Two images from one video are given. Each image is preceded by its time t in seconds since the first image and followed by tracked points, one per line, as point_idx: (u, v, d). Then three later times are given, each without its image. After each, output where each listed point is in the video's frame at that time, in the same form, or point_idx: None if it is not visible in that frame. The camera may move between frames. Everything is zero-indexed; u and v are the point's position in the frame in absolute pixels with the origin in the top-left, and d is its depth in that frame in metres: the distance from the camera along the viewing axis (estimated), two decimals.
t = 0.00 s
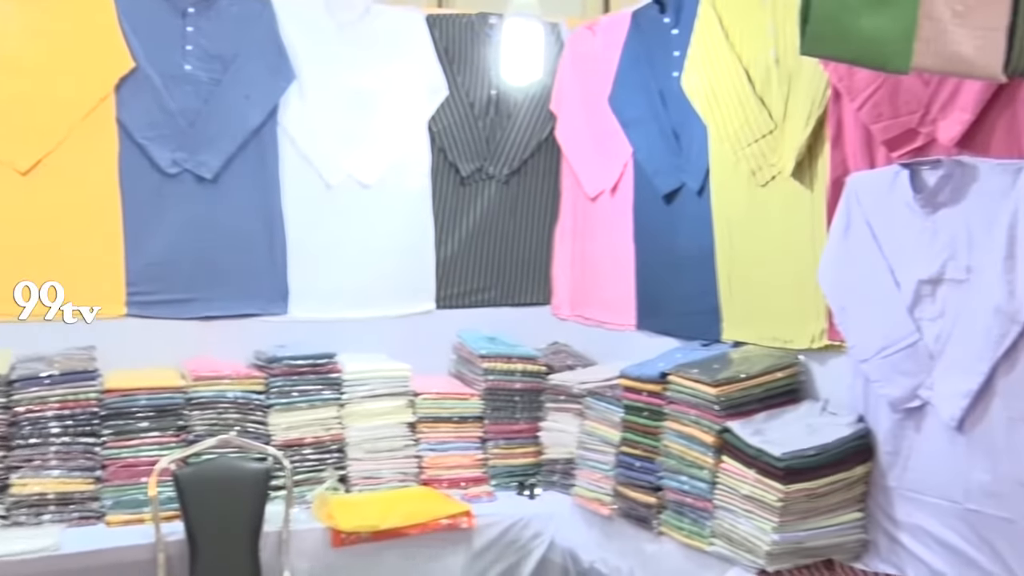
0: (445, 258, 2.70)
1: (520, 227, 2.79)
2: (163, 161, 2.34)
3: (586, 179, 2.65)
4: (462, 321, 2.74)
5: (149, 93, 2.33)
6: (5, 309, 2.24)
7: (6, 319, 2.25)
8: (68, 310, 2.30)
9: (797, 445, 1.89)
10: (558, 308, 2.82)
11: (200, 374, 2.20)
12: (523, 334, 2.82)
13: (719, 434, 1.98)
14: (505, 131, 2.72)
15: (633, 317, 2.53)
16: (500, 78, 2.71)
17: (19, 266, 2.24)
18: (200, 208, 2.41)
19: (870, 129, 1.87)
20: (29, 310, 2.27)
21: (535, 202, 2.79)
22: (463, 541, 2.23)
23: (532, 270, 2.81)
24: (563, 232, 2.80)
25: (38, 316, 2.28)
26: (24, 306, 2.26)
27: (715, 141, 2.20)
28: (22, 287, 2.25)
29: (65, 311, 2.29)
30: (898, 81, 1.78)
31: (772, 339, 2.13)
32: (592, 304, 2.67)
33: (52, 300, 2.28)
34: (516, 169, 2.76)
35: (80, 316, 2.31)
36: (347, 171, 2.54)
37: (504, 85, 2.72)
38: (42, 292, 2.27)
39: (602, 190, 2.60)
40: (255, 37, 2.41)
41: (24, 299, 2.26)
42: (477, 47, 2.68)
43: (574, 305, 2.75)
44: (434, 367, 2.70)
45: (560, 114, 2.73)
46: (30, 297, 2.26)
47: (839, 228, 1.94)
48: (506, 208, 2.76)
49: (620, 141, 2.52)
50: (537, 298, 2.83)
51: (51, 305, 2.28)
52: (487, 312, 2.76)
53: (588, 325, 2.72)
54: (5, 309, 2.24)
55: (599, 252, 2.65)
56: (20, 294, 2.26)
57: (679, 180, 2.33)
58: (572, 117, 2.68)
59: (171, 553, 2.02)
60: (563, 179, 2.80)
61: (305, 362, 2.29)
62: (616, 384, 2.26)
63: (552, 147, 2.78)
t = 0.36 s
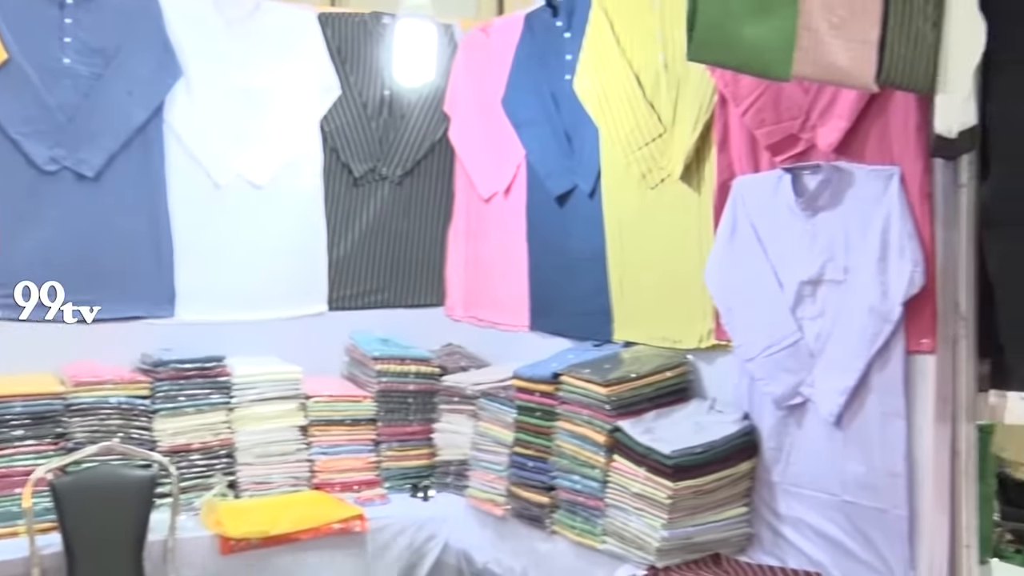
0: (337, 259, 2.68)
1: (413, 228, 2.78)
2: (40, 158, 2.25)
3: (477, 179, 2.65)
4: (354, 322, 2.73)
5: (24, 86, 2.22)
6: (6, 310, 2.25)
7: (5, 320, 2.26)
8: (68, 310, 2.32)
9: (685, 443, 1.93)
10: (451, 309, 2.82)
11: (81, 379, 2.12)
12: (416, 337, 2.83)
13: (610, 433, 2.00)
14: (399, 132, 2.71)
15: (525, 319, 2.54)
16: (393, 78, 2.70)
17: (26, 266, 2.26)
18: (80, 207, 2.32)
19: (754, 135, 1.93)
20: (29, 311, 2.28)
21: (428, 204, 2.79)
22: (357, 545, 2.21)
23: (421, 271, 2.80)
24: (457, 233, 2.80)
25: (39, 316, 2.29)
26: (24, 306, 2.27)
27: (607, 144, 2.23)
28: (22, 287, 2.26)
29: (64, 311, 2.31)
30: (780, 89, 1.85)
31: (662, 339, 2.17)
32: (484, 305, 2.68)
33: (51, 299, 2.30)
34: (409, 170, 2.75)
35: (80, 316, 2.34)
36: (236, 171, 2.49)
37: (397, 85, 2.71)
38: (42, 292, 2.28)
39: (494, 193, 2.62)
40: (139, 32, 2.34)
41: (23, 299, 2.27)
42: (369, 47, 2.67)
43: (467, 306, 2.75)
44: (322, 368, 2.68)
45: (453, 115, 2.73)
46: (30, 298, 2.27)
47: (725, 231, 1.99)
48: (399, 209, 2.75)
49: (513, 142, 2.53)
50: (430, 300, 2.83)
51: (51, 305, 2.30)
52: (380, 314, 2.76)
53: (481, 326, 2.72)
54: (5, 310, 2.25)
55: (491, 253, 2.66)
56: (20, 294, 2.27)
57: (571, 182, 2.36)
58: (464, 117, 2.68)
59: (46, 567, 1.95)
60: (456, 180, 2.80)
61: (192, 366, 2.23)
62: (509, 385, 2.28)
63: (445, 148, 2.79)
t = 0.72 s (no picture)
0: (237, 259, 2.62)
1: (315, 228, 2.75)
2: None
3: (380, 180, 2.64)
4: (254, 323, 2.68)
5: None
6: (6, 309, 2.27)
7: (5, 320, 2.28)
8: (68, 309, 2.36)
9: (588, 442, 1.94)
10: (355, 310, 2.81)
11: None
12: (318, 338, 2.80)
13: (513, 433, 2.02)
14: (299, 130, 2.68)
15: (429, 319, 2.54)
16: (294, 76, 2.67)
17: (23, 266, 2.29)
18: None
19: (654, 138, 1.97)
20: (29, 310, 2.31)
21: (330, 203, 2.77)
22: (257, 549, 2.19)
23: (325, 271, 2.80)
24: (360, 234, 2.78)
25: (39, 315, 2.33)
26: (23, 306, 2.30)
27: (510, 145, 2.24)
28: (22, 287, 2.29)
29: (65, 311, 2.36)
30: (679, 93, 1.89)
31: (564, 339, 2.19)
32: (388, 306, 2.67)
33: (51, 300, 2.34)
34: (310, 169, 2.72)
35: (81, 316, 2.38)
36: (130, 168, 2.43)
37: (298, 83, 2.68)
38: (42, 292, 2.32)
39: (397, 193, 2.60)
40: (26, 22, 2.25)
41: (23, 299, 2.30)
42: (269, 44, 2.62)
43: (371, 307, 2.74)
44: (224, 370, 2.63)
45: (355, 114, 2.71)
46: (29, 298, 2.30)
47: (626, 232, 2.01)
48: (300, 209, 2.72)
49: (416, 142, 2.52)
50: (332, 301, 2.82)
51: (51, 305, 2.34)
52: (281, 315, 2.72)
53: (384, 327, 2.71)
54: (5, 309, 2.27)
55: (394, 252, 2.65)
56: (20, 294, 2.29)
57: (474, 183, 2.35)
58: (367, 117, 2.67)
59: None
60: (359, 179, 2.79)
61: (84, 370, 2.16)
62: (412, 386, 2.27)
63: (347, 147, 2.77)
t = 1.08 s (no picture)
0: (188, 260, 2.60)
1: (268, 228, 2.73)
2: None
3: (334, 180, 2.63)
4: (206, 324, 2.65)
5: None
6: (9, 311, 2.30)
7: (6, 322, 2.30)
8: (68, 310, 2.40)
9: (543, 443, 1.95)
10: (309, 311, 2.80)
11: None
12: (271, 340, 2.78)
13: (469, 434, 2.01)
14: (252, 130, 2.65)
15: (384, 320, 2.53)
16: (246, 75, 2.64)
17: (25, 266, 2.33)
18: None
19: (609, 139, 1.98)
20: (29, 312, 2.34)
21: (283, 203, 2.74)
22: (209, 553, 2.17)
23: (276, 271, 2.77)
24: (314, 234, 2.76)
25: (39, 315, 2.35)
26: (23, 306, 2.32)
27: (463, 147, 2.23)
28: (22, 288, 2.32)
29: (65, 312, 2.39)
30: (633, 94, 1.90)
31: (519, 340, 2.19)
32: (342, 307, 2.66)
33: (51, 300, 2.37)
34: (264, 169, 2.69)
35: (81, 317, 2.43)
36: (78, 167, 2.39)
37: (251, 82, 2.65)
38: (43, 293, 2.35)
39: (352, 193, 2.59)
40: None
41: (24, 299, 2.33)
42: (221, 42, 2.59)
43: (325, 308, 2.73)
44: (176, 373, 2.60)
45: (308, 113, 2.69)
46: (28, 299, 2.33)
47: (580, 231, 2.02)
48: (253, 210, 2.69)
49: (370, 142, 2.51)
50: (285, 302, 2.79)
51: (51, 305, 2.37)
52: (233, 317, 2.70)
53: (337, 328, 2.71)
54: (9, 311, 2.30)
55: (349, 253, 2.63)
56: (21, 294, 2.32)
57: (428, 183, 2.35)
58: (320, 116, 2.65)
59: None
60: (313, 179, 2.77)
61: (30, 373, 2.12)
62: (367, 388, 2.27)
63: (300, 146, 2.75)
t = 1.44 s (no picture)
0: (116, 261, 2.55)
1: (197, 228, 2.69)
2: None
3: (267, 181, 2.60)
4: (135, 326, 2.60)
5: None
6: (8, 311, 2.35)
7: (7, 321, 2.35)
8: (66, 309, 2.46)
9: (477, 444, 1.94)
10: (241, 313, 2.76)
11: None
12: (201, 342, 2.74)
13: (402, 435, 2.01)
14: (182, 129, 2.62)
15: (318, 322, 2.51)
16: (176, 73, 2.61)
17: None
18: None
19: (543, 140, 1.98)
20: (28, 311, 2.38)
21: (215, 203, 2.71)
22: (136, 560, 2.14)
23: (206, 271, 2.73)
24: (246, 234, 2.73)
25: (39, 315, 2.40)
26: (23, 306, 2.37)
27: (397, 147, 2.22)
28: (22, 288, 2.37)
29: (65, 311, 2.45)
30: (567, 95, 1.91)
31: (453, 341, 2.19)
32: (276, 308, 2.63)
33: (51, 300, 2.43)
34: (194, 169, 2.66)
35: (81, 316, 2.50)
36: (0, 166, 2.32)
37: (181, 81, 2.62)
38: (43, 292, 2.41)
39: (285, 193, 2.56)
40: None
41: (24, 299, 2.38)
42: (150, 39, 2.56)
43: (257, 310, 2.70)
44: (103, 377, 2.55)
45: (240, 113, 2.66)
46: (30, 298, 2.38)
47: (514, 232, 2.02)
48: (183, 209, 2.66)
49: (303, 142, 2.48)
50: (215, 304, 2.76)
51: (51, 304, 2.42)
52: (163, 319, 2.66)
53: (270, 330, 2.67)
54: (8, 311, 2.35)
55: (283, 253, 2.60)
56: (21, 294, 2.37)
57: (362, 184, 2.33)
58: (252, 116, 2.62)
59: None
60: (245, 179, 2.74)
61: None
62: (300, 390, 2.27)
63: (232, 146, 2.72)
